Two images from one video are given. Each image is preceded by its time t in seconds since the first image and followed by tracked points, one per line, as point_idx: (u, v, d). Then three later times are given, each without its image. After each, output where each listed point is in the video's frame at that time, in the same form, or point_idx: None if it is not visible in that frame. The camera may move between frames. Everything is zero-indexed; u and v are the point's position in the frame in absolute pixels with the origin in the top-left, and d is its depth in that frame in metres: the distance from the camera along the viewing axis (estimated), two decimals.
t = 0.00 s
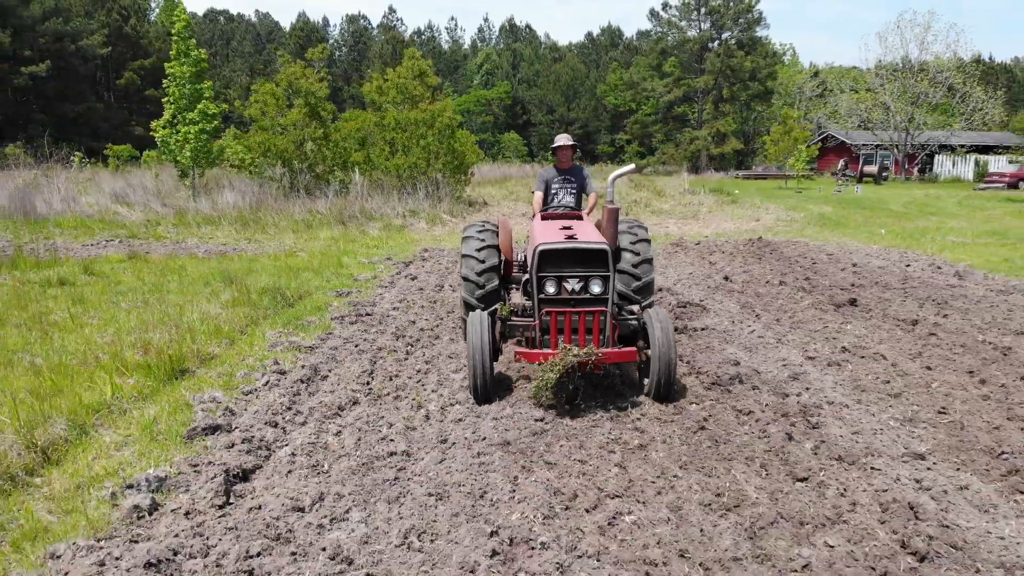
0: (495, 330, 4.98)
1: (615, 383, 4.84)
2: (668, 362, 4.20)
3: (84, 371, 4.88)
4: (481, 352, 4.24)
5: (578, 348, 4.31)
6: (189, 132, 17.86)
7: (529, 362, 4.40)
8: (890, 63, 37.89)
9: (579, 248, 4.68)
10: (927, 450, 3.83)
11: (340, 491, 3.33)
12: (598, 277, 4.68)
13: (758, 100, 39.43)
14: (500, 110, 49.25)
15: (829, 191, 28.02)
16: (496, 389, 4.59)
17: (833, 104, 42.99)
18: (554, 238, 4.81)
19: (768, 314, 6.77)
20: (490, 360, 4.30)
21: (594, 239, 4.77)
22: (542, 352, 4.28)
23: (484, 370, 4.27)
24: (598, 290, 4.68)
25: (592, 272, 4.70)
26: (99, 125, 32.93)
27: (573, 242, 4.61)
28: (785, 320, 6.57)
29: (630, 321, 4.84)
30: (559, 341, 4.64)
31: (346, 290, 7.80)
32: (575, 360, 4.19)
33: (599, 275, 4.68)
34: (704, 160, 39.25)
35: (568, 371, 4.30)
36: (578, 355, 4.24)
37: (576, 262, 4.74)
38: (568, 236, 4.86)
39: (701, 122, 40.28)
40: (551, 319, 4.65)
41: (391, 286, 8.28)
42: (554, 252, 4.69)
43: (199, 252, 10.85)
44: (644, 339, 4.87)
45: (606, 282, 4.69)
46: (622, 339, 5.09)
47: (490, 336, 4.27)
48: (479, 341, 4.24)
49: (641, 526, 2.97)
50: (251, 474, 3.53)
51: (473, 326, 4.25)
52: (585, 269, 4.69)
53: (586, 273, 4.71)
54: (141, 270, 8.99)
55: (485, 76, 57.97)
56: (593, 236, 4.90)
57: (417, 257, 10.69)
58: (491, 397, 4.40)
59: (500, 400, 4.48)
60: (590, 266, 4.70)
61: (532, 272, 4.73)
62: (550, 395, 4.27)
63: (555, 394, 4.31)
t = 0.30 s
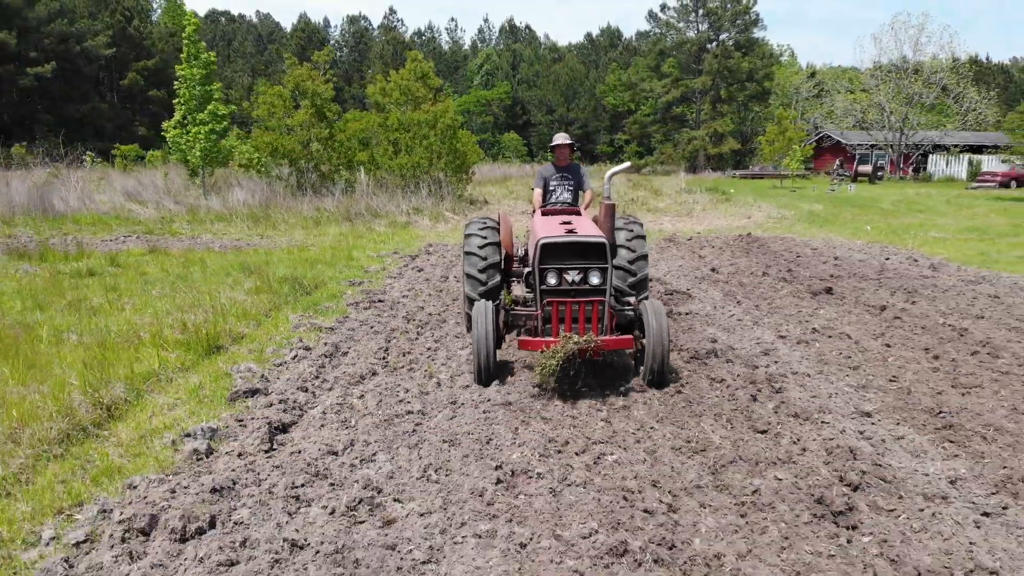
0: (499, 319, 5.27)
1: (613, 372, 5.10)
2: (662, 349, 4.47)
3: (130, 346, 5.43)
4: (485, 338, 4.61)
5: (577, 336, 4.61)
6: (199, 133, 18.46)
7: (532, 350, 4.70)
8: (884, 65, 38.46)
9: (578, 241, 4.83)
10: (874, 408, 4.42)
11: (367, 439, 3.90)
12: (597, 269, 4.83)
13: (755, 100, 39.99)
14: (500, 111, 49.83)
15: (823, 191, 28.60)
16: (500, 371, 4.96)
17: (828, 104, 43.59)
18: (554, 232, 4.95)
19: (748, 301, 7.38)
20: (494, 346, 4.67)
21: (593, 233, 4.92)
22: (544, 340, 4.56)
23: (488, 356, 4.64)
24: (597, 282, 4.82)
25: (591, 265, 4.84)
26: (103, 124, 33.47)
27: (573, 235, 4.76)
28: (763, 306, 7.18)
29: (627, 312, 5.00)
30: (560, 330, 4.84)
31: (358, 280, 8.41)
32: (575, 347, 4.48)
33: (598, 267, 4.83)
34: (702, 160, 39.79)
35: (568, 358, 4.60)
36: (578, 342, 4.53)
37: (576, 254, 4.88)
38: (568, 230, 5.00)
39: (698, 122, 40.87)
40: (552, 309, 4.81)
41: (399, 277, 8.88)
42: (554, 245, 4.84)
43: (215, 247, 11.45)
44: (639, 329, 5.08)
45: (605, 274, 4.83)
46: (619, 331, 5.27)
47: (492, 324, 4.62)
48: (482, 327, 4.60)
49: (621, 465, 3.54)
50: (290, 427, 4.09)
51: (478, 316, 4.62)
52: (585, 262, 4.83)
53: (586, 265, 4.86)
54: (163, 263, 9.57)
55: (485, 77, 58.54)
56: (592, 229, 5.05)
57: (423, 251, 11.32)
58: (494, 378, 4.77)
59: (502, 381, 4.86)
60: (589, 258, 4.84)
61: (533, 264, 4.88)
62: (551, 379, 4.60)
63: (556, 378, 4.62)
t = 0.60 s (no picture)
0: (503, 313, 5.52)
1: (613, 363, 5.37)
2: (658, 342, 4.70)
3: (166, 327, 5.95)
4: (490, 330, 4.87)
5: (580, 327, 4.89)
6: (208, 134, 19.06)
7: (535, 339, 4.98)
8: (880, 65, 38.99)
9: (579, 237, 5.13)
10: (834, 380, 4.98)
11: (386, 404, 4.48)
12: (598, 263, 5.10)
13: (753, 100, 40.50)
14: (500, 111, 50.44)
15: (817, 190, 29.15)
16: (500, 364, 5.22)
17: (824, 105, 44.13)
18: (557, 227, 5.24)
19: (732, 292, 7.98)
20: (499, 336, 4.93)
21: (594, 229, 5.22)
22: (547, 331, 4.83)
23: (492, 345, 4.91)
24: (598, 275, 5.09)
25: (592, 259, 5.12)
26: (107, 125, 34.01)
27: (574, 231, 5.06)
28: (746, 296, 7.77)
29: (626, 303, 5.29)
30: (563, 321, 5.10)
31: (368, 273, 9.02)
32: (578, 337, 4.80)
33: (599, 260, 5.11)
34: (700, 160, 40.31)
35: (570, 348, 4.88)
36: (580, 333, 4.82)
37: (578, 250, 5.16)
38: (570, 225, 5.29)
39: (697, 122, 41.40)
40: (555, 301, 5.10)
41: (405, 270, 9.47)
42: (557, 241, 5.12)
43: (229, 242, 12.03)
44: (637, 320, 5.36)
45: (605, 268, 5.11)
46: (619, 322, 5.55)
47: (498, 317, 4.89)
48: (489, 319, 4.86)
49: (607, 423, 4.09)
50: (318, 394, 4.65)
51: (483, 307, 4.88)
52: (586, 257, 5.11)
53: (587, 259, 5.14)
54: (182, 256, 10.13)
55: (485, 77, 59.08)
56: (592, 225, 5.34)
57: (427, 247, 11.93)
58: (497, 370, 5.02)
59: (504, 374, 5.11)
60: (589, 253, 5.12)
61: (538, 258, 5.16)
62: (555, 370, 4.91)
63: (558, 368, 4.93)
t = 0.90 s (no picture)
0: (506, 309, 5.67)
1: (614, 358, 5.52)
2: (658, 337, 4.91)
3: (194, 314, 6.46)
4: (496, 328, 5.06)
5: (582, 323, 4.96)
6: (216, 134, 19.72)
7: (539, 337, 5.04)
8: (876, 66, 39.53)
9: (582, 236, 5.27)
10: (805, 359, 5.51)
11: (401, 379, 5.04)
12: (599, 261, 5.24)
13: (751, 101, 40.96)
14: (500, 111, 51.05)
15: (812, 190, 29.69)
16: (508, 358, 5.43)
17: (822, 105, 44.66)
18: (560, 227, 5.38)
19: (721, 285, 8.52)
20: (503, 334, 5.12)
21: (596, 228, 5.36)
22: (551, 328, 4.92)
23: (497, 343, 5.08)
24: (600, 273, 5.23)
25: (594, 257, 5.25)
26: (112, 125, 34.56)
27: (577, 231, 5.20)
28: (733, 288, 8.31)
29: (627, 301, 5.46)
30: (565, 317, 5.24)
31: (377, 268, 9.61)
32: (581, 333, 4.88)
33: (600, 259, 5.24)
34: (698, 160, 40.79)
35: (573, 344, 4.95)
36: (583, 329, 4.90)
37: (580, 248, 5.30)
38: (573, 225, 5.44)
39: (695, 122, 41.92)
40: (559, 299, 5.29)
41: (411, 265, 10.02)
42: (560, 240, 5.26)
43: (242, 239, 12.57)
44: (637, 316, 5.52)
45: (607, 266, 5.25)
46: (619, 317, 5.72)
47: (502, 315, 5.07)
48: (493, 316, 5.05)
49: (599, 395, 4.63)
50: (340, 370, 5.18)
51: (487, 306, 5.08)
52: (589, 256, 5.24)
53: (589, 258, 5.27)
54: (198, 251, 10.68)
55: (485, 78, 59.63)
56: (594, 225, 5.50)
57: (432, 243, 12.50)
58: (503, 365, 5.21)
59: (511, 368, 5.30)
60: (592, 252, 5.26)
61: (541, 257, 5.30)
62: (559, 366, 4.93)
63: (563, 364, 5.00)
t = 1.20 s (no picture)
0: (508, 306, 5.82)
1: (612, 354, 5.68)
2: (655, 331, 5.13)
3: (217, 304, 6.94)
4: (495, 323, 5.21)
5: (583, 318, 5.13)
6: (223, 135, 20.37)
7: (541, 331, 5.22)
8: (872, 67, 40.00)
9: (583, 233, 5.42)
10: (783, 342, 6.03)
11: (413, 360, 5.56)
12: (600, 258, 5.39)
13: (749, 101, 41.38)
14: (500, 112, 51.55)
15: (808, 189, 30.13)
16: (508, 354, 5.59)
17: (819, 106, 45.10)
18: (562, 225, 5.52)
19: (710, 279, 9.00)
20: (503, 329, 5.28)
21: (597, 226, 5.50)
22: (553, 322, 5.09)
23: (497, 337, 5.24)
24: (600, 270, 5.40)
25: (594, 255, 5.40)
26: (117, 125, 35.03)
27: (578, 229, 5.35)
28: (721, 282, 8.80)
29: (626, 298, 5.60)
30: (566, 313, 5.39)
31: (384, 263, 10.15)
32: (582, 328, 5.06)
33: (601, 256, 5.39)
34: (697, 160, 41.22)
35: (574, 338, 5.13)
36: (583, 324, 5.08)
37: (581, 245, 5.45)
38: (575, 223, 5.58)
39: (694, 123, 42.37)
40: (560, 294, 5.43)
41: (417, 261, 10.56)
42: (562, 237, 5.43)
43: (252, 237, 13.07)
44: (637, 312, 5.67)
45: (607, 263, 5.40)
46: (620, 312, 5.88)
47: (503, 311, 5.21)
48: (493, 312, 5.20)
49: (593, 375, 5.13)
50: (356, 353, 5.69)
51: (489, 303, 5.22)
52: (590, 253, 5.38)
53: (590, 255, 5.42)
54: (211, 248, 11.18)
55: (485, 79, 60.15)
56: (595, 223, 5.64)
57: (435, 240, 13.01)
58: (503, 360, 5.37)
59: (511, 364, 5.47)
60: (593, 249, 5.40)
61: (544, 254, 5.44)
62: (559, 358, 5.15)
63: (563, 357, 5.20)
